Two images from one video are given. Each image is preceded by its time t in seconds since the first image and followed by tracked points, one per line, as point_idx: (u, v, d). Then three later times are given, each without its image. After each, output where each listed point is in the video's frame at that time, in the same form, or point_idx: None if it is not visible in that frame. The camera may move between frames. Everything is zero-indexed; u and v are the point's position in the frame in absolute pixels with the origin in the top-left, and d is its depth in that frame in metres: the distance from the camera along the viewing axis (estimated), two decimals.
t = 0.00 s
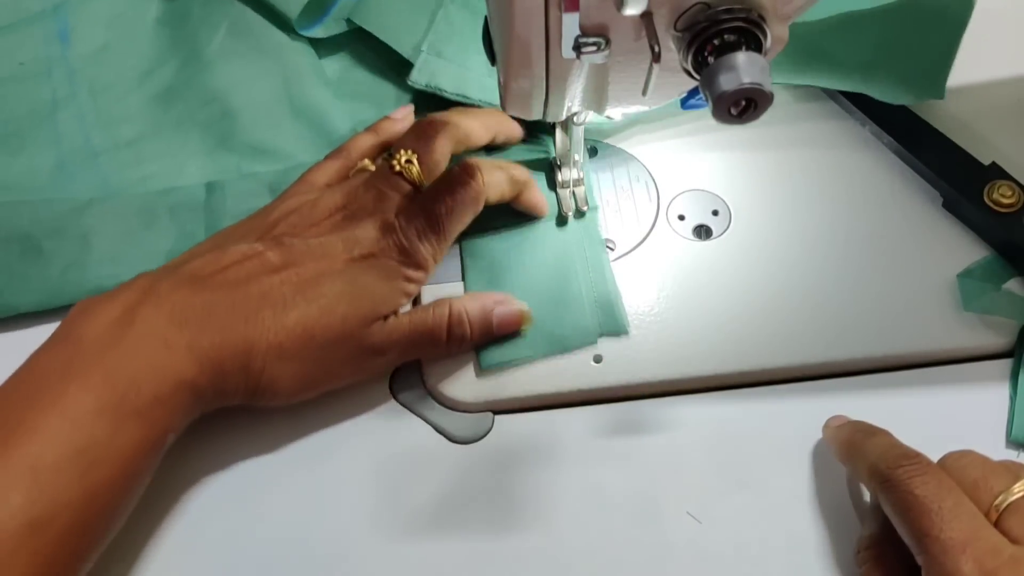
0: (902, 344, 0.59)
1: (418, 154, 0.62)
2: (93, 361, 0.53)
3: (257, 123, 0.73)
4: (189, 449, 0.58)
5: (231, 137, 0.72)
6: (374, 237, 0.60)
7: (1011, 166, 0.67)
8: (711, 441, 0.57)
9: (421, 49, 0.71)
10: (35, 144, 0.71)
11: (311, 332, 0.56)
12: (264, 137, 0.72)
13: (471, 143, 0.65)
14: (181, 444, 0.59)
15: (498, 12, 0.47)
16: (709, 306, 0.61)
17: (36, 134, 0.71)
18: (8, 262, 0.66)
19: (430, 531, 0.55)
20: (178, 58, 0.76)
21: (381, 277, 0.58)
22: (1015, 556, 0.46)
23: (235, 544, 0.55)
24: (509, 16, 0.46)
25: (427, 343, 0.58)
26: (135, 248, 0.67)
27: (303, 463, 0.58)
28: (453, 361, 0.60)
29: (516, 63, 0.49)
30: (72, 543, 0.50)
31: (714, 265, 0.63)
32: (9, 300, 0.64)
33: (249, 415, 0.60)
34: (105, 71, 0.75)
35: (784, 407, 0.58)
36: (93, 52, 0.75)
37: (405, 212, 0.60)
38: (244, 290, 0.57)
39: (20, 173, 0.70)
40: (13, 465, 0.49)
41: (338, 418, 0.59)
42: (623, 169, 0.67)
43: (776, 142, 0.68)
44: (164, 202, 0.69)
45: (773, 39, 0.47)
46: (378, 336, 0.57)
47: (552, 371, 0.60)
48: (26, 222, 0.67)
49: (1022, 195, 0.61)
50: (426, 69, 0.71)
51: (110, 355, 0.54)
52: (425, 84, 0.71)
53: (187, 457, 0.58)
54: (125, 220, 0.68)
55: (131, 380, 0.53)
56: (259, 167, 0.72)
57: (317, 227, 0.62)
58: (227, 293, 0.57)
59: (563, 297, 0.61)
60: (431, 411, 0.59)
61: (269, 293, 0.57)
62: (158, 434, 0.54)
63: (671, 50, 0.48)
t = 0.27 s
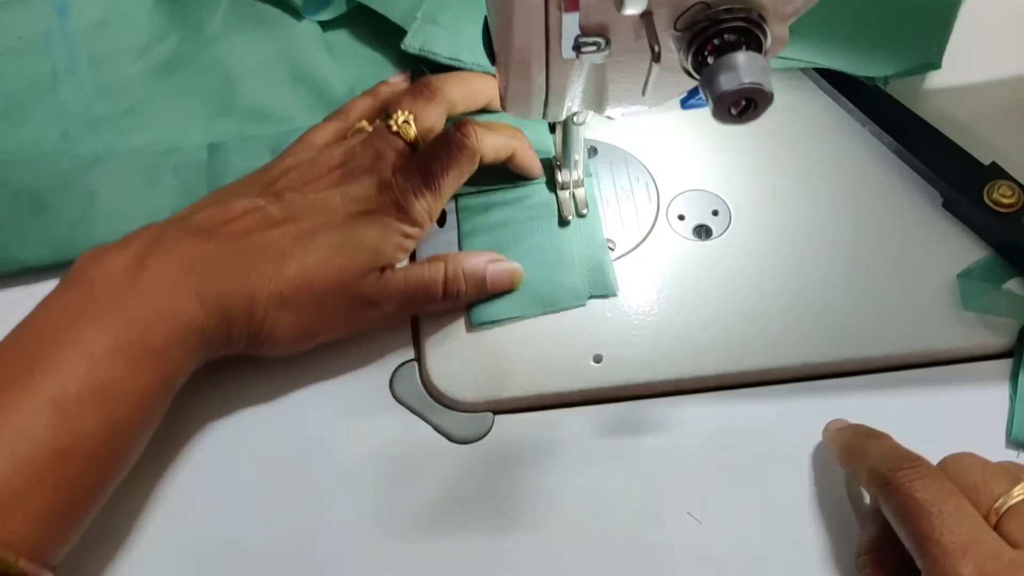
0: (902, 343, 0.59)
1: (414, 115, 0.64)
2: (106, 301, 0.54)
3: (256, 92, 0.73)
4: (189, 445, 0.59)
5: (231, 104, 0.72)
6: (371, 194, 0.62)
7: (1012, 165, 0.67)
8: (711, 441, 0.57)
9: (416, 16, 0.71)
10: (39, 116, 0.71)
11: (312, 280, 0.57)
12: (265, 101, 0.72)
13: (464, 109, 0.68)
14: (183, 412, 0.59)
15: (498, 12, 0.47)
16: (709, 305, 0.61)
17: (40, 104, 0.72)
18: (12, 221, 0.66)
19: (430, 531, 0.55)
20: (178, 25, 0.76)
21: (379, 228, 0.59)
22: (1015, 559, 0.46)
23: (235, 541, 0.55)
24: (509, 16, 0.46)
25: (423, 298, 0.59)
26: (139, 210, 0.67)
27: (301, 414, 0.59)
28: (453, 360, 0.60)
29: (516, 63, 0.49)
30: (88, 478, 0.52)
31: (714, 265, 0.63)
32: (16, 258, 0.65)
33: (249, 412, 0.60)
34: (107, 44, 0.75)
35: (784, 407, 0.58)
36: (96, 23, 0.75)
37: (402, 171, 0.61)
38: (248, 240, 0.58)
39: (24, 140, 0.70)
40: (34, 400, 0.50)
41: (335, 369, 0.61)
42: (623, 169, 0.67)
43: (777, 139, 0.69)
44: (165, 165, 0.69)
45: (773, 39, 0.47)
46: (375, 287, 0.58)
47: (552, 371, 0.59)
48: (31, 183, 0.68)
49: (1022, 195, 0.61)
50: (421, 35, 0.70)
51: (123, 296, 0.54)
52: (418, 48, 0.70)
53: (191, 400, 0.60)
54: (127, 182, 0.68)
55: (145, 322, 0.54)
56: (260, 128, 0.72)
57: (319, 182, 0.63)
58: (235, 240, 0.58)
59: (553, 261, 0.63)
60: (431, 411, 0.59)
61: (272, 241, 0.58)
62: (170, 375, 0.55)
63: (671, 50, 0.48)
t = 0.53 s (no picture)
0: (902, 343, 0.59)
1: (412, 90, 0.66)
2: (113, 266, 0.55)
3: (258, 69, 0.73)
4: (189, 443, 0.58)
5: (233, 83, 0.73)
6: (369, 167, 0.63)
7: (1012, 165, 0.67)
8: (711, 442, 0.57)
9: None
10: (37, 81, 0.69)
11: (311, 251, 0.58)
12: (266, 78, 0.73)
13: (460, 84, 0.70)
14: (184, 396, 0.60)
15: (499, 12, 0.47)
16: (709, 305, 0.61)
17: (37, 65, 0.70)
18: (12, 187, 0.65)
19: (430, 531, 0.55)
20: (177, 1, 0.76)
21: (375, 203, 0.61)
22: (1014, 559, 0.46)
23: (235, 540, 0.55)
24: (509, 16, 0.46)
25: (417, 271, 0.60)
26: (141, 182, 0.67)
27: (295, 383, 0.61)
28: (451, 359, 0.60)
29: (516, 63, 0.49)
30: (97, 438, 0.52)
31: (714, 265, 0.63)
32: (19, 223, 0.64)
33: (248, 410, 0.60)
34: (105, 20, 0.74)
35: (784, 407, 0.58)
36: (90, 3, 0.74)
37: (398, 145, 0.63)
38: (250, 211, 0.59)
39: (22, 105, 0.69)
40: (44, 358, 0.51)
41: (332, 354, 0.62)
42: (623, 169, 0.67)
43: (777, 139, 0.69)
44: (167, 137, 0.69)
45: (773, 38, 0.47)
46: (371, 258, 0.59)
47: (552, 370, 0.60)
48: (32, 146, 0.67)
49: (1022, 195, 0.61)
50: (418, 12, 0.70)
51: (129, 261, 0.55)
52: (416, 26, 0.70)
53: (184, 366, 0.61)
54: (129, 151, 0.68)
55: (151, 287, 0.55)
56: (260, 105, 0.73)
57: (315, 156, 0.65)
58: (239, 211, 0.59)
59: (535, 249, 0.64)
60: (430, 411, 0.59)
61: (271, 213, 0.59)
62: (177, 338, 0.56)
63: (671, 49, 0.48)
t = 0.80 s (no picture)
0: (902, 343, 0.59)
1: (402, 66, 0.69)
2: (122, 240, 0.55)
3: (250, 57, 0.74)
4: (188, 443, 0.58)
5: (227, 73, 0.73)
6: (366, 142, 0.65)
7: (1011, 165, 0.67)
8: (711, 442, 0.57)
9: None
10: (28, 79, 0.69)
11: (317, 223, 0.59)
12: (259, 65, 0.74)
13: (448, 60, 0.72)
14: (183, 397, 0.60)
15: (498, 12, 0.47)
16: (709, 304, 0.61)
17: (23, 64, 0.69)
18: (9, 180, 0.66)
19: (430, 531, 0.55)
20: None
21: (377, 177, 0.62)
22: (1016, 561, 0.46)
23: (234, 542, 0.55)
24: (509, 16, 0.46)
25: (418, 239, 0.62)
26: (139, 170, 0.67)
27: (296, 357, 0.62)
28: (450, 358, 0.60)
29: (516, 63, 0.49)
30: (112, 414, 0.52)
31: (714, 264, 0.63)
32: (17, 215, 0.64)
33: (247, 410, 0.60)
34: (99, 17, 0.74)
35: (784, 407, 0.58)
36: None
37: (392, 120, 0.66)
38: (255, 187, 0.59)
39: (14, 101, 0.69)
40: (58, 333, 0.51)
41: (332, 355, 0.62)
42: (622, 169, 0.67)
43: (776, 138, 0.69)
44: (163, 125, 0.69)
45: (773, 38, 0.47)
46: (371, 228, 0.60)
47: (552, 370, 0.59)
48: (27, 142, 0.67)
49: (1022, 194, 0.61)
50: None
51: (137, 238, 0.55)
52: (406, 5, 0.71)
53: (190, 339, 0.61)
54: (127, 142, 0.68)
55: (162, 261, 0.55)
56: (251, 89, 0.73)
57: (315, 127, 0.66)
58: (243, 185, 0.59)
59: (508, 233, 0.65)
60: (430, 411, 0.59)
61: (273, 187, 0.60)
62: (187, 313, 0.56)
63: (671, 49, 0.48)
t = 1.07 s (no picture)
0: (902, 343, 0.59)
1: (395, 47, 0.69)
2: (127, 237, 0.55)
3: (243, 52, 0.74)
4: (188, 443, 0.58)
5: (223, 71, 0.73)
6: (362, 117, 0.64)
7: (1012, 165, 0.67)
8: (711, 442, 0.57)
9: None
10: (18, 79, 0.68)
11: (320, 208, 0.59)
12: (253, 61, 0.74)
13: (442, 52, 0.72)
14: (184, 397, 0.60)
15: (499, 12, 0.47)
16: (710, 304, 0.61)
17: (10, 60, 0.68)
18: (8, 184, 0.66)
19: (430, 531, 0.55)
20: None
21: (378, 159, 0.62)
22: None
23: (234, 542, 0.55)
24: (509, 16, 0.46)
25: (427, 218, 0.62)
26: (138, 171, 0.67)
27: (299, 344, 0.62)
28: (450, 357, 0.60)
29: (516, 63, 0.49)
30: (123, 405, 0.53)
31: (714, 264, 0.63)
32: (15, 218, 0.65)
33: (247, 411, 0.60)
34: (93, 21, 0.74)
35: (784, 407, 0.58)
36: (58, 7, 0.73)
37: (387, 96, 0.65)
38: (258, 175, 0.60)
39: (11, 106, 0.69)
40: (65, 329, 0.51)
41: (332, 354, 0.62)
42: (623, 169, 0.67)
43: (775, 139, 0.69)
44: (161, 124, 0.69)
45: (772, 38, 0.47)
46: (378, 206, 0.60)
47: (552, 369, 0.60)
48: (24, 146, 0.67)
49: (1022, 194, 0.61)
50: None
51: (141, 234, 0.55)
52: None
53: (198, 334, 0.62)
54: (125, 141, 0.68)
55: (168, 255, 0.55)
56: (246, 85, 0.74)
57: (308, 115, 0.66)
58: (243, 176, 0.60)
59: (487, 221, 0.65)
60: (430, 411, 0.59)
61: (275, 173, 0.60)
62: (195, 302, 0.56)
63: (671, 49, 0.48)
